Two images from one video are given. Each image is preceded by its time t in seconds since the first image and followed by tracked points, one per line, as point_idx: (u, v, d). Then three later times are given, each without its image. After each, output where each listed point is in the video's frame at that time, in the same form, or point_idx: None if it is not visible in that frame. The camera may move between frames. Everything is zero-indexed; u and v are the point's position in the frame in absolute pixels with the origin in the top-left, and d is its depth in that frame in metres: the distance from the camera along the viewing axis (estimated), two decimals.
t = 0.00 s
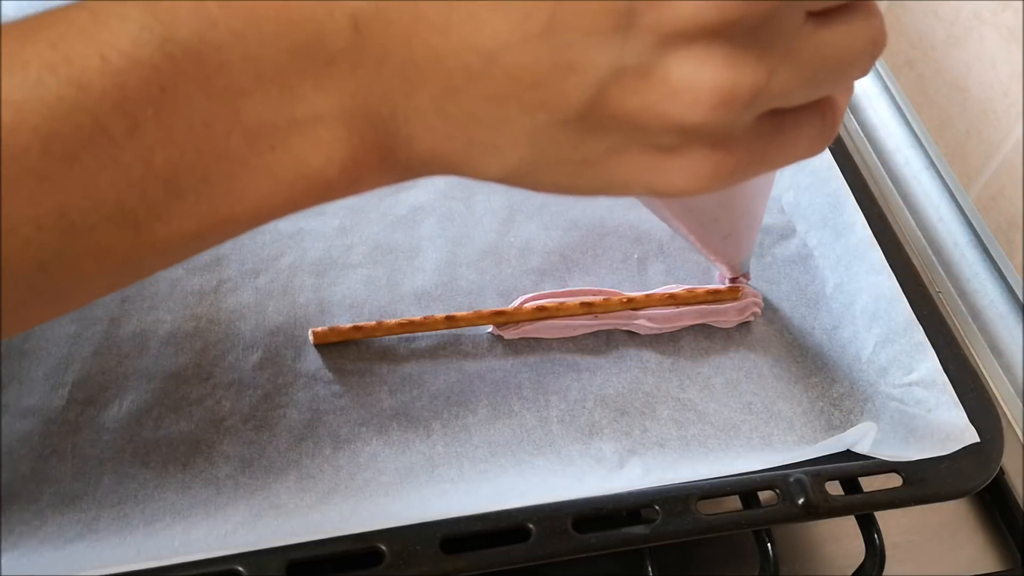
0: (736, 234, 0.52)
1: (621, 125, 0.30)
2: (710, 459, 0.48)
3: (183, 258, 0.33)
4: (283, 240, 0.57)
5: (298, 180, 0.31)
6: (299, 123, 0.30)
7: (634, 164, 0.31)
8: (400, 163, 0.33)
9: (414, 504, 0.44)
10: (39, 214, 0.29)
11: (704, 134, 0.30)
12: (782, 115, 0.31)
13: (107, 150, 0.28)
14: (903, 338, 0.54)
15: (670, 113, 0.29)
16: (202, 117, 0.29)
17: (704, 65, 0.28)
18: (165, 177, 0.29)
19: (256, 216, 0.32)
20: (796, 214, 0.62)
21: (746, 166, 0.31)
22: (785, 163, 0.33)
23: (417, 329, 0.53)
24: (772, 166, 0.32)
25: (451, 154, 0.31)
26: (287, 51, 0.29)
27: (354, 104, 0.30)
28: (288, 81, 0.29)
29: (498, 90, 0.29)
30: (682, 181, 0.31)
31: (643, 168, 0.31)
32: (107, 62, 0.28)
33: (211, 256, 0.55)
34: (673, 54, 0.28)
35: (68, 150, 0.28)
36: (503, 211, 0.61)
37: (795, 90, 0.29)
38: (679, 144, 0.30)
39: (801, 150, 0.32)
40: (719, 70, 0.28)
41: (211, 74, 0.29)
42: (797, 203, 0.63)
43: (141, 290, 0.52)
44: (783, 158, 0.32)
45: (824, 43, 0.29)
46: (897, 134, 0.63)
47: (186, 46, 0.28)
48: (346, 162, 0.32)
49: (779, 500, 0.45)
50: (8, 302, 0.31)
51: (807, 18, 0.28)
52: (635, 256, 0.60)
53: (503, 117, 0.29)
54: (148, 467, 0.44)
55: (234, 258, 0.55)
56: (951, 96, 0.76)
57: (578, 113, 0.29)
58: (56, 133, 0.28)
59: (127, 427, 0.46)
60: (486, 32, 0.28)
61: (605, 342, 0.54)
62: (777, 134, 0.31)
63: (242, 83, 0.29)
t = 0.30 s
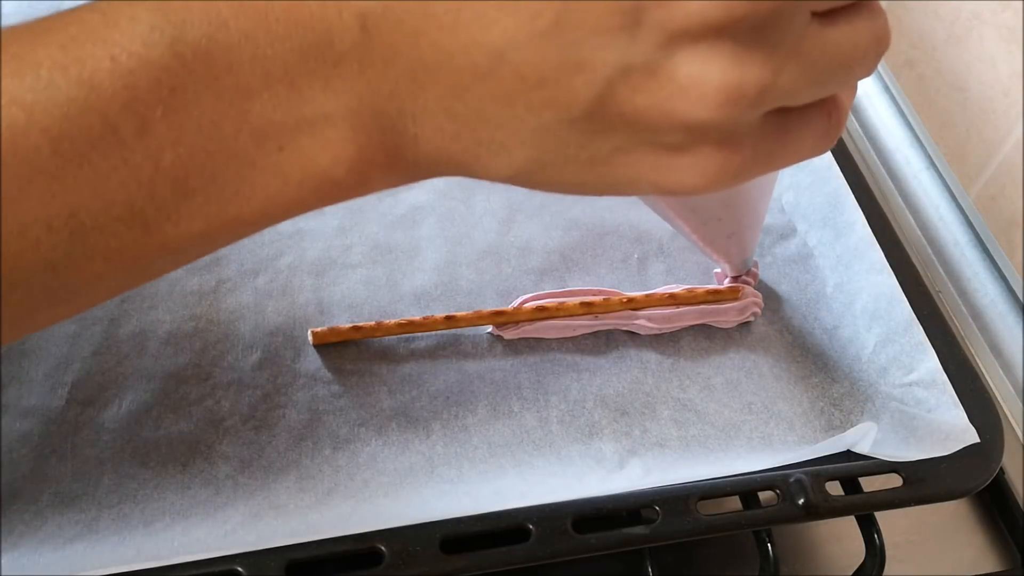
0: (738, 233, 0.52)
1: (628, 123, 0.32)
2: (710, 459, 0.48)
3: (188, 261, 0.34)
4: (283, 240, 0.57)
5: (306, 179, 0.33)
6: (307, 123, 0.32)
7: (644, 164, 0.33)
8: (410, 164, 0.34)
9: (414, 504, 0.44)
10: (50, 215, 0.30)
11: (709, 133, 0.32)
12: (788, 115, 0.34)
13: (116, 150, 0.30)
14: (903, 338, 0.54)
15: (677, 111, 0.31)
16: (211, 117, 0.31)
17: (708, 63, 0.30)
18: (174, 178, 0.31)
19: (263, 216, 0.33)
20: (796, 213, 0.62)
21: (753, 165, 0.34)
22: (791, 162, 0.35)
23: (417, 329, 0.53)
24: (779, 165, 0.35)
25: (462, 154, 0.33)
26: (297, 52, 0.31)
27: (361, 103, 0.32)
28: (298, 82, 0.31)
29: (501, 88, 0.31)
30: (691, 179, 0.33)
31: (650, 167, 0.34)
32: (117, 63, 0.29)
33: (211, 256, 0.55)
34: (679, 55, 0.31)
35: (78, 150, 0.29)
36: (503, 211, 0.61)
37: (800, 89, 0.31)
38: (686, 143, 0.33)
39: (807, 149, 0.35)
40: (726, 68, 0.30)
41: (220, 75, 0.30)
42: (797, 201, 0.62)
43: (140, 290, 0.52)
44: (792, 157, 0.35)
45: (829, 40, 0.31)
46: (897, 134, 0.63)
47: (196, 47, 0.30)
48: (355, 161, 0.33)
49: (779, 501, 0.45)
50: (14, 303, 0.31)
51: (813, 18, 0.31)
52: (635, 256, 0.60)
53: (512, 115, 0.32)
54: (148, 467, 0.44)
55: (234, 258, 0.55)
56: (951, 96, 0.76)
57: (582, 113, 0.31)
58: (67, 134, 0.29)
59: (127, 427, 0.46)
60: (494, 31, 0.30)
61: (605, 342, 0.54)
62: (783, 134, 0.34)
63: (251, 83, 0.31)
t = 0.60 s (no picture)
0: (736, 236, 0.52)
1: (620, 122, 0.32)
2: (710, 459, 0.48)
3: (175, 262, 0.34)
4: (282, 240, 0.57)
5: (294, 179, 0.33)
6: (295, 122, 0.32)
7: (637, 165, 0.34)
8: (405, 164, 0.35)
9: (414, 504, 0.43)
10: (35, 216, 0.29)
11: (705, 133, 0.33)
12: (783, 115, 0.35)
13: (103, 150, 0.30)
14: (903, 338, 0.54)
15: (673, 111, 0.32)
16: (198, 117, 0.31)
17: (705, 62, 0.31)
18: (161, 179, 0.31)
19: (251, 218, 0.33)
20: (796, 213, 0.61)
21: (746, 164, 0.34)
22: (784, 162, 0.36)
23: (417, 329, 0.53)
24: (772, 165, 0.36)
25: (456, 155, 0.33)
26: (286, 51, 0.31)
27: (351, 103, 0.32)
28: (287, 81, 0.32)
29: (495, 89, 0.32)
30: (685, 179, 0.34)
31: (643, 168, 0.34)
32: (103, 62, 0.30)
33: (210, 256, 0.55)
34: (674, 53, 0.31)
35: (64, 150, 0.29)
36: (502, 211, 0.61)
37: (797, 88, 0.32)
38: (683, 143, 0.33)
39: (804, 146, 0.36)
40: (720, 66, 0.31)
41: (208, 75, 0.31)
42: (797, 201, 0.62)
43: (140, 290, 0.52)
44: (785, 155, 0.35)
45: (828, 42, 0.32)
46: (897, 134, 0.63)
47: (182, 46, 0.30)
48: (346, 161, 0.34)
49: (779, 500, 0.45)
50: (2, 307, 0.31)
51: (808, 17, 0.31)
52: (635, 256, 0.60)
53: (503, 115, 0.32)
54: (148, 467, 0.44)
55: (234, 258, 0.55)
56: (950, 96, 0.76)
57: (576, 113, 0.32)
58: (53, 133, 0.29)
59: (127, 427, 0.46)
60: (486, 28, 0.31)
61: (605, 342, 0.54)
62: (781, 134, 0.35)
63: (238, 82, 0.31)
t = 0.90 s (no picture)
0: (723, 242, 0.51)
1: (585, 122, 0.28)
2: (710, 459, 0.48)
3: (138, 264, 0.31)
4: (282, 240, 0.57)
5: (254, 179, 0.30)
6: (254, 119, 0.29)
7: (604, 166, 0.30)
8: (363, 167, 0.31)
9: (415, 504, 0.43)
10: None
11: (672, 134, 0.28)
12: (759, 115, 0.30)
13: (50, 148, 0.26)
14: (904, 338, 0.53)
15: (636, 113, 0.27)
16: (150, 113, 0.27)
17: (671, 60, 0.26)
18: (112, 177, 0.27)
19: (213, 220, 0.30)
20: (796, 214, 0.62)
21: (722, 168, 0.30)
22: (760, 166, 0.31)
23: (417, 329, 0.53)
24: (752, 168, 0.31)
25: (415, 154, 0.29)
26: (240, 44, 0.27)
27: (311, 99, 0.29)
28: (243, 75, 0.28)
29: (463, 89, 0.27)
30: (654, 184, 0.30)
31: (610, 168, 0.30)
32: (50, 57, 0.26)
33: (211, 257, 0.55)
34: (638, 49, 0.26)
35: (7, 148, 0.26)
36: (503, 211, 0.61)
37: (771, 88, 0.28)
38: (648, 144, 0.29)
39: (781, 149, 0.31)
40: (687, 64, 0.26)
41: (161, 68, 0.27)
42: (797, 202, 0.62)
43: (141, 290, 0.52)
44: (761, 159, 0.31)
45: (802, 40, 0.27)
46: (897, 134, 0.63)
47: (132, 38, 0.27)
48: (303, 160, 0.30)
49: (779, 501, 0.44)
50: None
51: (783, 13, 0.27)
52: (635, 256, 0.60)
53: (465, 113, 0.28)
54: (148, 467, 0.44)
55: (234, 258, 0.55)
56: (951, 96, 0.76)
57: (544, 111, 0.28)
58: None
59: (127, 427, 0.46)
60: (446, 22, 0.26)
61: (605, 342, 0.54)
62: (755, 136, 0.30)
63: (191, 75, 0.27)
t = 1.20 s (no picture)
0: (700, 258, 0.49)
1: (543, 144, 0.26)
2: (710, 459, 0.48)
3: (97, 272, 0.30)
4: (282, 240, 0.57)
5: (205, 193, 0.28)
6: (202, 132, 0.27)
7: (562, 188, 0.28)
8: (317, 181, 0.29)
9: (414, 506, 0.43)
10: None
11: (631, 157, 0.26)
12: (727, 139, 0.28)
13: None
14: (903, 338, 0.53)
15: (596, 135, 0.26)
16: (94, 126, 0.26)
17: (628, 83, 0.25)
18: (56, 192, 0.26)
19: (166, 233, 0.28)
20: (796, 214, 0.62)
21: (684, 193, 0.28)
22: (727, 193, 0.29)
23: (418, 329, 0.53)
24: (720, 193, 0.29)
25: (371, 168, 0.28)
26: (189, 55, 0.25)
27: (263, 113, 0.27)
28: (189, 86, 0.26)
29: (416, 105, 0.25)
30: (613, 208, 0.28)
31: (569, 190, 0.28)
32: None
33: (211, 256, 0.55)
34: (597, 70, 0.25)
35: None
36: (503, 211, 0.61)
37: (734, 115, 0.26)
38: (606, 168, 0.27)
39: (747, 178, 0.29)
40: (645, 87, 0.25)
41: (107, 79, 0.25)
42: (797, 202, 0.62)
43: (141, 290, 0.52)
44: (725, 186, 0.29)
45: (766, 67, 0.25)
46: (897, 133, 0.63)
47: (77, 50, 0.25)
48: (254, 174, 0.28)
49: (780, 501, 0.44)
50: None
51: (747, 37, 0.25)
52: (635, 256, 0.60)
53: (419, 130, 0.26)
54: (148, 467, 0.44)
55: (234, 258, 0.55)
56: (950, 96, 0.77)
57: (502, 130, 0.26)
58: None
59: (127, 427, 0.46)
60: (402, 38, 0.25)
61: (605, 342, 0.54)
62: (722, 162, 0.28)
63: (137, 86, 0.25)
